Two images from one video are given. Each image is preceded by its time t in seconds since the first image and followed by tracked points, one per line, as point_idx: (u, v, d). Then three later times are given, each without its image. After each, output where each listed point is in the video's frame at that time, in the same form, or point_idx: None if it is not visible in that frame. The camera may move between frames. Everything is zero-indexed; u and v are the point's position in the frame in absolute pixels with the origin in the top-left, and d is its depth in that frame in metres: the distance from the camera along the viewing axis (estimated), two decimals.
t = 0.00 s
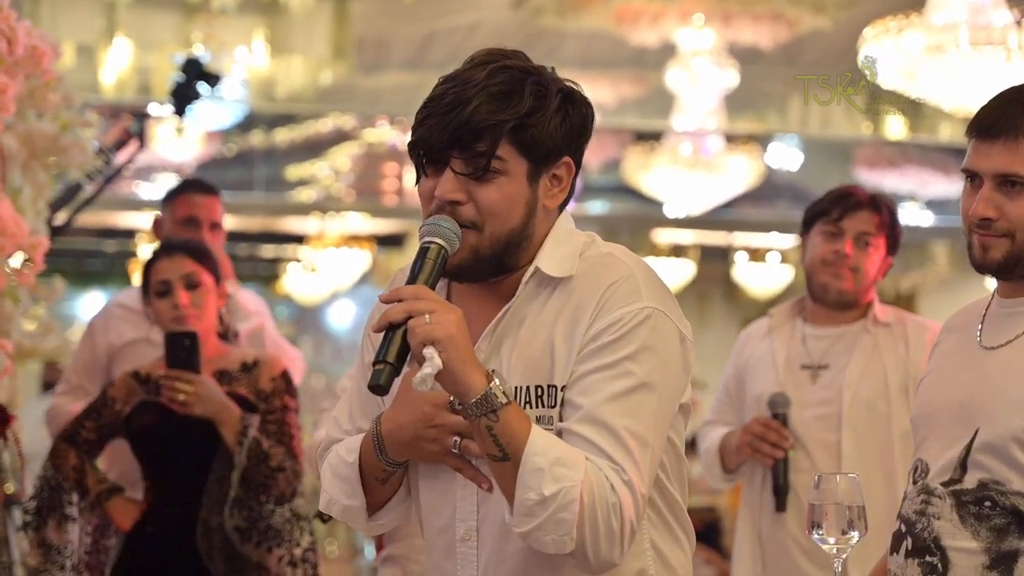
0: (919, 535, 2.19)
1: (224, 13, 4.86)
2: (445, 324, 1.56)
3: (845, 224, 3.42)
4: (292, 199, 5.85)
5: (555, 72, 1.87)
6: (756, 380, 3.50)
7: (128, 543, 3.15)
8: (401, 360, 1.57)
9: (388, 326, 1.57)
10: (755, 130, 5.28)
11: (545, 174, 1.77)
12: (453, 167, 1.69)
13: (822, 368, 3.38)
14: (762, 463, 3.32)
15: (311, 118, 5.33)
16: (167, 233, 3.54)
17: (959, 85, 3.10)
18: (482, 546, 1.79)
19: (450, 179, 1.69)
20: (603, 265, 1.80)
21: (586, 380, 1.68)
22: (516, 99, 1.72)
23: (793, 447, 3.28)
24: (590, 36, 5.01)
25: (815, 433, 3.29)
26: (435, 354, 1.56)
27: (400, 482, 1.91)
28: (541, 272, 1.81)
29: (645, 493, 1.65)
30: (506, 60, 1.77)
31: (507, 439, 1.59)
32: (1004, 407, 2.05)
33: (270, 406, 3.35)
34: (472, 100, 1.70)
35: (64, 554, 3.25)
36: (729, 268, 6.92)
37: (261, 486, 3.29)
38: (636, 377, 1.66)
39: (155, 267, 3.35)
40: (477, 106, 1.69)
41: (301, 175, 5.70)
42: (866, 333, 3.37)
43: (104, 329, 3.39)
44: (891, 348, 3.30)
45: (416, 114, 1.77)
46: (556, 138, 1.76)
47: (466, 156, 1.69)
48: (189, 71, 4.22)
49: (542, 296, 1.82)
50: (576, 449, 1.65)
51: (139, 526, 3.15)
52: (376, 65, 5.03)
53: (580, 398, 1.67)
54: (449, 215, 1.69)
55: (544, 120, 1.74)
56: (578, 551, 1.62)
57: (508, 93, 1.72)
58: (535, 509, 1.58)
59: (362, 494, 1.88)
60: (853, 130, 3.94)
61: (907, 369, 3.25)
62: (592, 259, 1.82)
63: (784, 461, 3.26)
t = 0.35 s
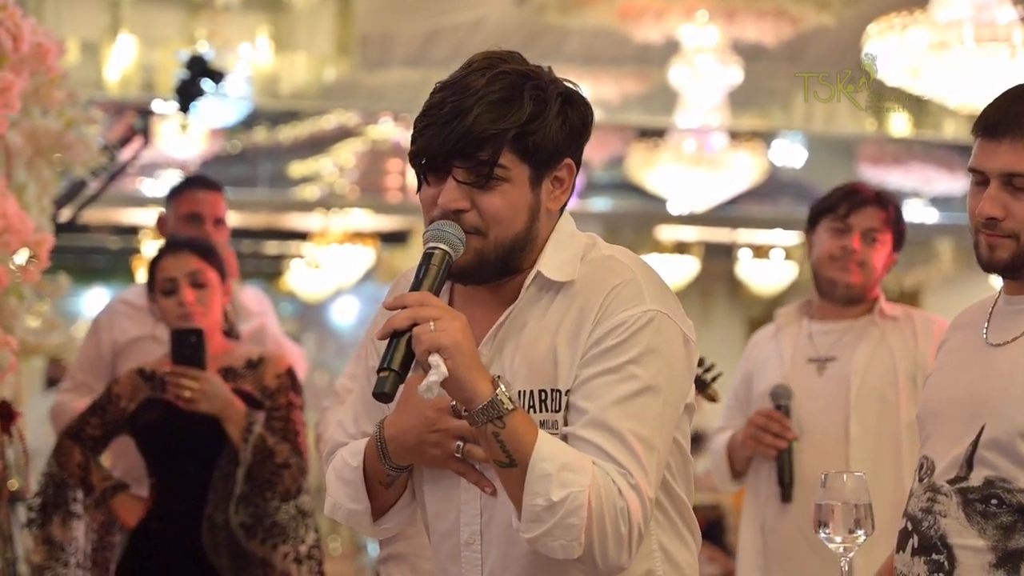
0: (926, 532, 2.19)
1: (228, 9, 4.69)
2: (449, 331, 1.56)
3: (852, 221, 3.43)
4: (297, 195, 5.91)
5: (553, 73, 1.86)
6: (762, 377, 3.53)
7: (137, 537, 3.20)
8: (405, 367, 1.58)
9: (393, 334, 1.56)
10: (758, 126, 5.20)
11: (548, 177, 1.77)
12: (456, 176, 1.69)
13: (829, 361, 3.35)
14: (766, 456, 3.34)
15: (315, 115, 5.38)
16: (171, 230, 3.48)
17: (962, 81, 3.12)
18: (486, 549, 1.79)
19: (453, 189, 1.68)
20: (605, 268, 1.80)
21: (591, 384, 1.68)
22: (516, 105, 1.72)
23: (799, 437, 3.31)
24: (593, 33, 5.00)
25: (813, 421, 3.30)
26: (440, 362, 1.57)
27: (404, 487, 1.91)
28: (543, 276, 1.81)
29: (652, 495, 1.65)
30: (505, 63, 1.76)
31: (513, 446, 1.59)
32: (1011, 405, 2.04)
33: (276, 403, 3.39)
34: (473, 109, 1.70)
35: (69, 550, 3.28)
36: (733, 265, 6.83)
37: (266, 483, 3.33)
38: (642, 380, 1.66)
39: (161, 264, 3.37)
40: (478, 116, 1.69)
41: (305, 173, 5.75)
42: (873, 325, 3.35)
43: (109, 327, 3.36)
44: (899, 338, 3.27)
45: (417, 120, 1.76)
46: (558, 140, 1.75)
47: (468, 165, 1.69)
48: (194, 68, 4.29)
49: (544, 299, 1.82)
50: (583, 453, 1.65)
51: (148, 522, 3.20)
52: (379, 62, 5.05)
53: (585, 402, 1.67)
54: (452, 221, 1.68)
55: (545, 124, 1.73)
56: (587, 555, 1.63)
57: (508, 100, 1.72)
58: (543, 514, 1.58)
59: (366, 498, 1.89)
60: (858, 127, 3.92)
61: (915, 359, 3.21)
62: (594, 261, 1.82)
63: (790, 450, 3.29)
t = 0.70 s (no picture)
0: (931, 530, 2.19)
1: (234, 6, 4.72)
2: (445, 326, 1.57)
3: (887, 214, 3.50)
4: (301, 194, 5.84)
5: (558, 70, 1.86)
6: (785, 373, 3.52)
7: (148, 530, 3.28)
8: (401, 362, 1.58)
9: (388, 330, 1.57)
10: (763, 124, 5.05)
11: (548, 176, 1.77)
12: (453, 172, 1.69)
13: (859, 357, 3.37)
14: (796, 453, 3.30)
15: (321, 113, 5.18)
16: (178, 226, 3.54)
17: (969, 80, 3.14)
18: (489, 546, 1.78)
19: (450, 184, 1.69)
20: (606, 266, 1.80)
21: (589, 382, 1.68)
22: (515, 102, 1.72)
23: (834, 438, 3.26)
24: (600, 32, 5.07)
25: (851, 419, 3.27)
26: (436, 357, 1.57)
27: (411, 482, 1.91)
28: (544, 274, 1.81)
29: (648, 494, 1.65)
30: (507, 61, 1.76)
31: (507, 442, 1.60)
32: (1019, 404, 2.04)
33: (282, 399, 3.41)
34: (472, 105, 1.70)
35: (75, 545, 3.28)
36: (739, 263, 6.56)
37: (274, 479, 3.36)
38: (640, 378, 1.66)
39: (168, 261, 3.45)
40: (477, 111, 1.69)
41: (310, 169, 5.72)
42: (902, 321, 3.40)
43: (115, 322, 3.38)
44: (927, 337, 3.34)
45: (419, 117, 1.77)
46: (558, 138, 1.75)
47: (466, 161, 1.69)
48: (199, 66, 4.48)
49: (546, 296, 1.82)
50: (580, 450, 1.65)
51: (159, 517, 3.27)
52: (386, 58, 5.11)
53: (583, 399, 1.67)
54: (449, 218, 1.69)
55: (545, 122, 1.73)
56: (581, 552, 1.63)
57: (507, 97, 1.72)
58: (536, 511, 1.59)
59: (373, 493, 1.89)
60: (865, 125, 3.92)
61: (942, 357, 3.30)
62: (596, 259, 1.82)
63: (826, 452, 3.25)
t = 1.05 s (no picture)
0: (932, 528, 2.21)
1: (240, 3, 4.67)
2: (476, 309, 1.58)
3: (926, 204, 3.53)
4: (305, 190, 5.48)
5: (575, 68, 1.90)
6: (842, 369, 3.56)
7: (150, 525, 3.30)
8: (429, 343, 1.59)
9: (417, 310, 1.58)
10: (769, 122, 5.25)
11: (565, 168, 1.79)
12: (478, 155, 1.71)
13: (916, 355, 3.47)
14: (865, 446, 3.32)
15: (327, 110, 5.20)
16: (179, 223, 3.51)
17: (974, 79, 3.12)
18: (502, 539, 1.81)
19: (475, 168, 1.70)
20: (621, 257, 1.81)
21: (608, 370, 1.68)
22: (540, 89, 1.74)
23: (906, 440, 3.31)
24: (604, 30, 4.98)
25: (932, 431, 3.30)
26: (467, 338, 1.58)
27: (412, 475, 1.92)
28: (560, 264, 1.83)
29: (669, 480, 1.66)
30: (530, 51, 1.79)
31: (535, 424, 1.60)
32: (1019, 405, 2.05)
33: (286, 397, 3.43)
34: (498, 91, 1.71)
35: (81, 539, 3.30)
36: (745, 262, 6.54)
37: (276, 477, 3.36)
38: (660, 367, 1.67)
39: (175, 257, 3.46)
40: (504, 97, 1.71)
41: (316, 166, 5.40)
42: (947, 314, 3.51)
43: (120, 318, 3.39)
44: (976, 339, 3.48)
45: (440, 103, 1.78)
46: (579, 130, 1.78)
47: (491, 145, 1.71)
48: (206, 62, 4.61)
49: (562, 287, 1.83)
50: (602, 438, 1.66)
51: (161, 508, 3.30)
52: (391, 57, 5.11)
53: (604, 387, 1.68)
54: (473, 203, 1.70)
55: (568, 111, 1.76)
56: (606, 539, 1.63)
57: (533, 84, 1.74)
58: (564, 495, 1.59)
59: (373, 485, 1.89)
60: (869, 124, 3.93)
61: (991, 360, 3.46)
62: (611, 250, 1.84)
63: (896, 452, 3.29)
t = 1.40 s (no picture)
0: (937, 524, 2.21)
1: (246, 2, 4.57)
2: (473, 298, 1.59)
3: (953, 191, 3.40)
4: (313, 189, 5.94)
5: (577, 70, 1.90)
6: (901, 371, 3.29)
7: (150, 524, 3.29)
8: (425, 330, 1.60)
9: (414, 299, 1.59)
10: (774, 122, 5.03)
11: (565, 168, 1.79)
12: (476, 152, 1.71)
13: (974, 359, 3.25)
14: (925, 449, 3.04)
15: (330, 109, 5.38)
16: (180, 223, 3.52)
17: (979, 78, 3.13)
18: (508, 541, 1.82)
19: (473, 165, 1.71)
20: (620, 256, 1.82)
21: (606, 366, 1.69)
22: (539, 87, 1.75)
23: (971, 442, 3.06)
24: (610, 27, 4.97)
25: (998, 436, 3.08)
26: (463, 327, 1.58)
27: (417, 474, 1.92)
28: (561, 264, 1.83)
29: (667, 475, 1.66)
30: (528, 50, 1.80)
31: (533, 418, 1.61)
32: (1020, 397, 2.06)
33: (287, 397, 3.44)
34: (495, 88, 1.72)
35: (83, 539, 3.29)
36: (747, 262, 7.54)
37: (276, 477, 3.37)
38: (658, 362, 1.67)
39: (176, 257, 3.43)
40: (500, 93, 1.72)
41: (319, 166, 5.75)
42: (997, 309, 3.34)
43: (126, 317, 3.41)
44: None
45: (440, 103, 1.78)
46: (578, 131, 1.78)
47: (487, 141, 1.71)
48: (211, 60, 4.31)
49: (561, 286, 1.83)
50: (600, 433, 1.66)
51: (159, 508, 3.29)
52: (395, 54, 4.97)
53: (601, 383, 1.68)
54: (471, 201, 1.71)
55: (567, 109, 1.76)
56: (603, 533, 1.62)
57: (531, 82, 1.75)
58: (561, 488, 1.59)
59: (379, 484, 1.90)
60: (875, 124, 3.93)
61: None
62: (611, 248, 1.85)
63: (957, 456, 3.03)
